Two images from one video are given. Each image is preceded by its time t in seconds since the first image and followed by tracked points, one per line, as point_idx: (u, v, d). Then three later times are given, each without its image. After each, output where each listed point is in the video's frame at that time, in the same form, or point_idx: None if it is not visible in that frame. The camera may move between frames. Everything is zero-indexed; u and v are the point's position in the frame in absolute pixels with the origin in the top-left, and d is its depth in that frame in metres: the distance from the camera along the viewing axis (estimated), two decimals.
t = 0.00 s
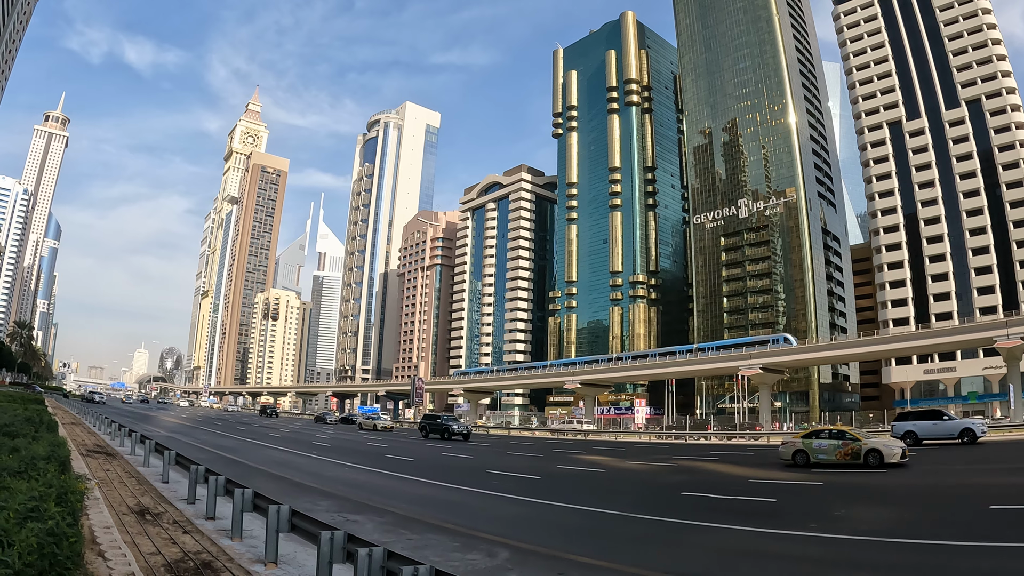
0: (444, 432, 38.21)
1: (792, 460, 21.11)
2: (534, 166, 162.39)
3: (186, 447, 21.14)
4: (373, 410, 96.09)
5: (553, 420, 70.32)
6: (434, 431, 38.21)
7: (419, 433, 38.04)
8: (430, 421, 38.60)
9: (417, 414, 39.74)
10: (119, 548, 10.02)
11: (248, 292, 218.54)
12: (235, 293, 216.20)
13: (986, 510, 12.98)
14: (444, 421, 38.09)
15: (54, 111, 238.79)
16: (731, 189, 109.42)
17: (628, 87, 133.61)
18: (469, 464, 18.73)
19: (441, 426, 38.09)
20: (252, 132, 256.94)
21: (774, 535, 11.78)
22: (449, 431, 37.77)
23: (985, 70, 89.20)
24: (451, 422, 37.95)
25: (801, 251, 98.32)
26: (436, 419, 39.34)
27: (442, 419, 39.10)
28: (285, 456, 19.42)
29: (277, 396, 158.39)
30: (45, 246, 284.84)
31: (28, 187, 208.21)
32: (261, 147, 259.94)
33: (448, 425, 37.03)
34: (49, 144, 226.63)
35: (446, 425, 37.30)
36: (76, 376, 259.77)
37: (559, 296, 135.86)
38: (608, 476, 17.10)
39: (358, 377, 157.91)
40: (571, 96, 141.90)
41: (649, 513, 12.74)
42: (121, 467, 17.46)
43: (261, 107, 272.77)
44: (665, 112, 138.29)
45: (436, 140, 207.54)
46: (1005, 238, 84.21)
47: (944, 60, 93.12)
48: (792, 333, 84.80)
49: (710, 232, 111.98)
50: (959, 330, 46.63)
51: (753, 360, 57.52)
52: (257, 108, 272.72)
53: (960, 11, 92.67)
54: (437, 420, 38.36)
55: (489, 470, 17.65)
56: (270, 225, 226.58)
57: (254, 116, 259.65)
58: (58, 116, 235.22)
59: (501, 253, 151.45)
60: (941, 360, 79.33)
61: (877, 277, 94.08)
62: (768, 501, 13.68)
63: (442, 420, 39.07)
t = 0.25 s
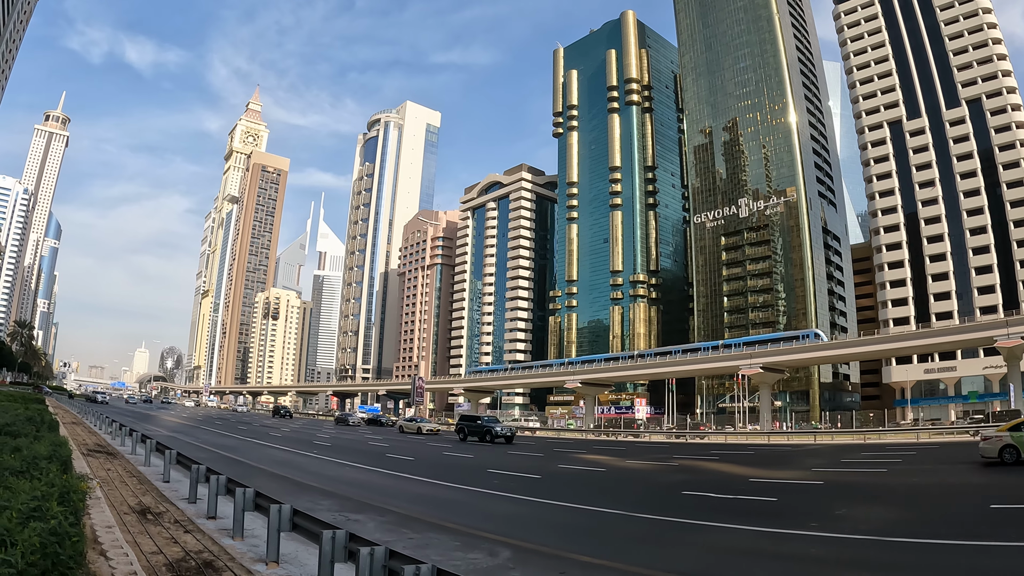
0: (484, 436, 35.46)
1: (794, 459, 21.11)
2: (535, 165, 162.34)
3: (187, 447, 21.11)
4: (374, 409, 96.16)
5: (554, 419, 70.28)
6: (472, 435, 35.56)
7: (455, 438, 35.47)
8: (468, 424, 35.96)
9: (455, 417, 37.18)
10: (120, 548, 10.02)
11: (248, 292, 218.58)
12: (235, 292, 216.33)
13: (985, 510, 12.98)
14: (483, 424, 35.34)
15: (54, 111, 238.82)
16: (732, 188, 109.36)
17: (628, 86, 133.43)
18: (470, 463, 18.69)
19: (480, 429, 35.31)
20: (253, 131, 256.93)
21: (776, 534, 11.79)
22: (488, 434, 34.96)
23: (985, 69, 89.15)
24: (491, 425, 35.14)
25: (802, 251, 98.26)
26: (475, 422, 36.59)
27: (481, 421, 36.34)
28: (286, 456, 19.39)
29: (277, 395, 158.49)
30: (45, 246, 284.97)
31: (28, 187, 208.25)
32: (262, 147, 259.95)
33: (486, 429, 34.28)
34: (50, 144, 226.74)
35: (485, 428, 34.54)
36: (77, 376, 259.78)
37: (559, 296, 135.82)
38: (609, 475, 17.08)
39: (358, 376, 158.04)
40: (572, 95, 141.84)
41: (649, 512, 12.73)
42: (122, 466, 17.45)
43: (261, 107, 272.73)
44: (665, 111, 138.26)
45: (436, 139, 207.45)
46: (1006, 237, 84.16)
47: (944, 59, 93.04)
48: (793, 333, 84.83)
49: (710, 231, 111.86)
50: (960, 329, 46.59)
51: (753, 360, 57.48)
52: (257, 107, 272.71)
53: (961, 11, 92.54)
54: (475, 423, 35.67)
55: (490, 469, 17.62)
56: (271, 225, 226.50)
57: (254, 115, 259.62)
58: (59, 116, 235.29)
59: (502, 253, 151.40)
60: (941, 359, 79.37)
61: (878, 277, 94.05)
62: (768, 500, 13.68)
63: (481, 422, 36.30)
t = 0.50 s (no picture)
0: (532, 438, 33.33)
1: (790, 459, 21.14)
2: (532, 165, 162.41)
3: (184, 446, 21.11)
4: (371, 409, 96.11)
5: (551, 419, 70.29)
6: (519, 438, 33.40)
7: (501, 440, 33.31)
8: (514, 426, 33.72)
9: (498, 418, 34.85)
10: (118, 546, 10.06)
11: (245, 290, 218.17)
12: (233, 291, 216.03)
13: (981, 510, 13.03)
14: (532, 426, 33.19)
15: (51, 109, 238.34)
16: (729, 188, 109.35)
17: (626, 86, 133.74)
18: (467, 463, 18.68)
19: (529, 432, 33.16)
20: (250, 130, 256.92)
21: (773, 535, 11.79)
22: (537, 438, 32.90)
23: (983, 70, 89.23)
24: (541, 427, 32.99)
25: (799, 251, 98.32)
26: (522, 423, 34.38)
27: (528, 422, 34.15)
28: (282, 455, 19.42)
29: (273, 394, 158.12)
30: (40, 245, 284.16)
31: (25, 184, 207.68)
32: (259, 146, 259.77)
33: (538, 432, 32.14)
34: (47, 142, 226.52)
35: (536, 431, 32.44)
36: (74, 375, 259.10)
37: (556, 295, 135.92)
38: (605, 475, 17.07)
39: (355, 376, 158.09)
40: (569, 95, 141.85)
41: (645, 511, 12.73)
42: (119, 466, 17.42)
43: (258, 106, 272.55)
44: (663, 112, 138.39)
45: (434, 138, 207.47)
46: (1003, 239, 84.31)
47: (942, 60, 93.10)
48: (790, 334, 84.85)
49: (707, 231, 111.58)
50: (957, 330, 46.64)
51: (749, 360, 57.48)
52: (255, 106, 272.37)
53: (958, 12, 92.62)
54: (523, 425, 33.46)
55: (487, 469, 17.59)
56: (269, 224, 225.75)
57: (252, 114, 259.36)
58: (55, 114, 234.82)
59: (499, 253, 151.41)
60: (938, 360, 79.47)
61: (874, 278, 94.16)
62: (764, 500, 13.70)
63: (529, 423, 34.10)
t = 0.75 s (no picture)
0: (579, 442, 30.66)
1: (778, 461, 21.19)
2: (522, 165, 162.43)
3: (172, 444, 20.98)
4: (359, 408, 95.89)
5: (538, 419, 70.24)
6: (563, 441, 30.83)
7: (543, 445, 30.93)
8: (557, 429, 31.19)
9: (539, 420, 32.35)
10: (104, 544, 9.98)
11: (234, 288, 217.23)
12: (221, 289, 215.12)
13: (969, 512, 13.09)
14: (578, 429, 30.54)
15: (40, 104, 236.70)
16: (718, 190, 109.69)
17: (616, 88, 133.90)
18: (455, 462, 18.65)
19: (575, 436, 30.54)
20: (240, 128, 256.04)
21: (760, 535, 11.81)
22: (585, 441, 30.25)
23: (972, 74, 89.46)
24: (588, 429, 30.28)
25: (788, 253, 98.81)
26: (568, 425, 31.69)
27: (575, 424, 31.51)
28: (269, 453, 19.36)
29: (261, 393, 157.33)
30: (28, 241, 282.00)
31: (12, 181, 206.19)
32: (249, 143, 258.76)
33: (585, 436, 29.53)
34: (35, 138, 225.06)
35: (582, 435, 29.92)
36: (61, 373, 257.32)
37: (545, 295, 135.88)
38: (592, 475, 17.07)
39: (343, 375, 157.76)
40: (559, 95, 141.86)
41: (633, 512, 12.72)
42: (105, 464, 17.31)
43: (249, 103, 271.36)
44: (654, 113, 138.62)
45: (424, 137, 207.42)
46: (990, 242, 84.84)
47: (932, 64, 93.53)
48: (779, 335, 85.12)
49: (696, 232, 112.42)
50: (944, 333, 46.84)
51: (738, 361, 57.58)
52: (245, 103, 271.19)
53: (949, 17, 93.11)
54: (568, 428, 30.89)
55: (474, 468, 17.55)
56: (257, 222, 225.76)
57: (243, 111, 258.03)
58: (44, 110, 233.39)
59: (488, 252, 151.55)
60: (925, 363, 80.01)
61: (863, 280, 94.52)
62: (752, 501, 13.70)
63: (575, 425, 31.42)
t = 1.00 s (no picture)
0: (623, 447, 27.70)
1: (751, 462, 21.36)
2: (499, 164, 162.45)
3: (144, 441, 20.79)
4: (331, 407, 95.50)
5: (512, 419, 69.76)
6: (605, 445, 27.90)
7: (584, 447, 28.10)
8: (598, 430, 28.39)
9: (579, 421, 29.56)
10: (76, 543, 9.82)
11: (209, 284, 215.16)
12: (195, 284, 212.99)
13: (941, 513, 13.24)
14: (623, 431, 27.63)
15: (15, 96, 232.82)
16: (695, 192, 110.40)
17: (594, 89, 133.49)
18: (429, 461, 18.63)
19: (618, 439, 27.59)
20: (217, 122, 253.16)
21: (736, 536, 11.86)
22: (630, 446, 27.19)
23: (949, 82, 90.67)
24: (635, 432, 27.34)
25: (763, 256, 99.19)
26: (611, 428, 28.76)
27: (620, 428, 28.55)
28: (243, 451, 19.21)
29: (236, 390, 155.50)
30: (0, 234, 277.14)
31: None
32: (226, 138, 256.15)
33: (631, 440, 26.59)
34: (10, 130, 221.31)
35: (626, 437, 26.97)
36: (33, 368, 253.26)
37: (521, 295, 135.90)
38: (566, 475, 17.10)
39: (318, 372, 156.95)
40: (537, 95, 141.97)
41: (607, 512, 12.75)
42: (77, 461, 17.10)
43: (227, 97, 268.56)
44: (631, 115, 139.70)
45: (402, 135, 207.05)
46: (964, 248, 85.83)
47: (909, 71, 94.51)
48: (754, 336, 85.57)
49: (672, 234, 113.29)
50: (918, 336, 47.36)
51: (712, 363, 58.23)
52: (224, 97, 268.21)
53: (926, 24, 94.15)
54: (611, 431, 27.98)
55: (449, 468, 17.53)
56: (233, 217, 224.31)
57: (220, 106, 255.75)
58: (20, 101, 229.73)
59: (463, 249, 151.73)
60: (898, 366, 81.51)
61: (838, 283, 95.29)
62: (724, 502, 13.76)
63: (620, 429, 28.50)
